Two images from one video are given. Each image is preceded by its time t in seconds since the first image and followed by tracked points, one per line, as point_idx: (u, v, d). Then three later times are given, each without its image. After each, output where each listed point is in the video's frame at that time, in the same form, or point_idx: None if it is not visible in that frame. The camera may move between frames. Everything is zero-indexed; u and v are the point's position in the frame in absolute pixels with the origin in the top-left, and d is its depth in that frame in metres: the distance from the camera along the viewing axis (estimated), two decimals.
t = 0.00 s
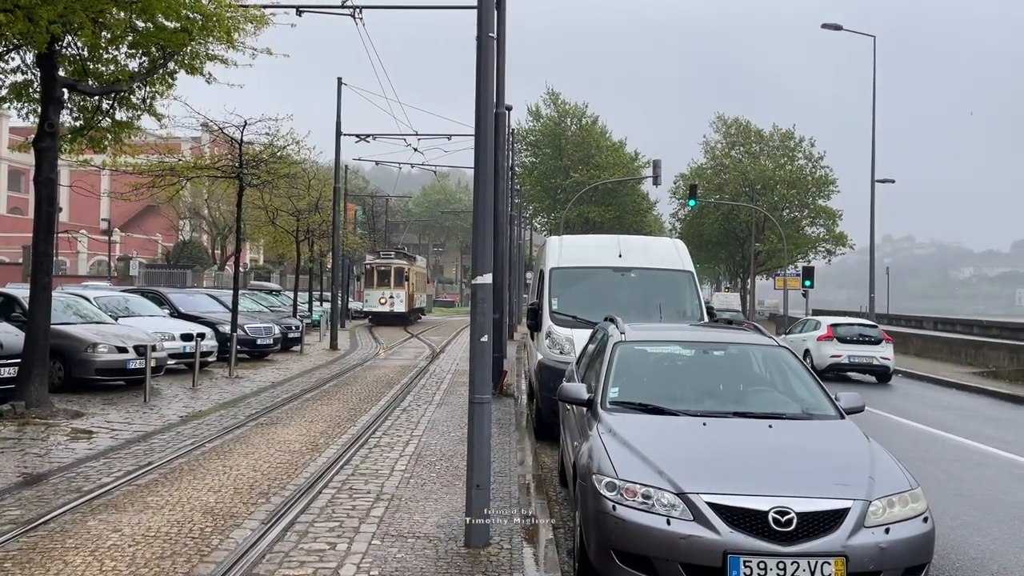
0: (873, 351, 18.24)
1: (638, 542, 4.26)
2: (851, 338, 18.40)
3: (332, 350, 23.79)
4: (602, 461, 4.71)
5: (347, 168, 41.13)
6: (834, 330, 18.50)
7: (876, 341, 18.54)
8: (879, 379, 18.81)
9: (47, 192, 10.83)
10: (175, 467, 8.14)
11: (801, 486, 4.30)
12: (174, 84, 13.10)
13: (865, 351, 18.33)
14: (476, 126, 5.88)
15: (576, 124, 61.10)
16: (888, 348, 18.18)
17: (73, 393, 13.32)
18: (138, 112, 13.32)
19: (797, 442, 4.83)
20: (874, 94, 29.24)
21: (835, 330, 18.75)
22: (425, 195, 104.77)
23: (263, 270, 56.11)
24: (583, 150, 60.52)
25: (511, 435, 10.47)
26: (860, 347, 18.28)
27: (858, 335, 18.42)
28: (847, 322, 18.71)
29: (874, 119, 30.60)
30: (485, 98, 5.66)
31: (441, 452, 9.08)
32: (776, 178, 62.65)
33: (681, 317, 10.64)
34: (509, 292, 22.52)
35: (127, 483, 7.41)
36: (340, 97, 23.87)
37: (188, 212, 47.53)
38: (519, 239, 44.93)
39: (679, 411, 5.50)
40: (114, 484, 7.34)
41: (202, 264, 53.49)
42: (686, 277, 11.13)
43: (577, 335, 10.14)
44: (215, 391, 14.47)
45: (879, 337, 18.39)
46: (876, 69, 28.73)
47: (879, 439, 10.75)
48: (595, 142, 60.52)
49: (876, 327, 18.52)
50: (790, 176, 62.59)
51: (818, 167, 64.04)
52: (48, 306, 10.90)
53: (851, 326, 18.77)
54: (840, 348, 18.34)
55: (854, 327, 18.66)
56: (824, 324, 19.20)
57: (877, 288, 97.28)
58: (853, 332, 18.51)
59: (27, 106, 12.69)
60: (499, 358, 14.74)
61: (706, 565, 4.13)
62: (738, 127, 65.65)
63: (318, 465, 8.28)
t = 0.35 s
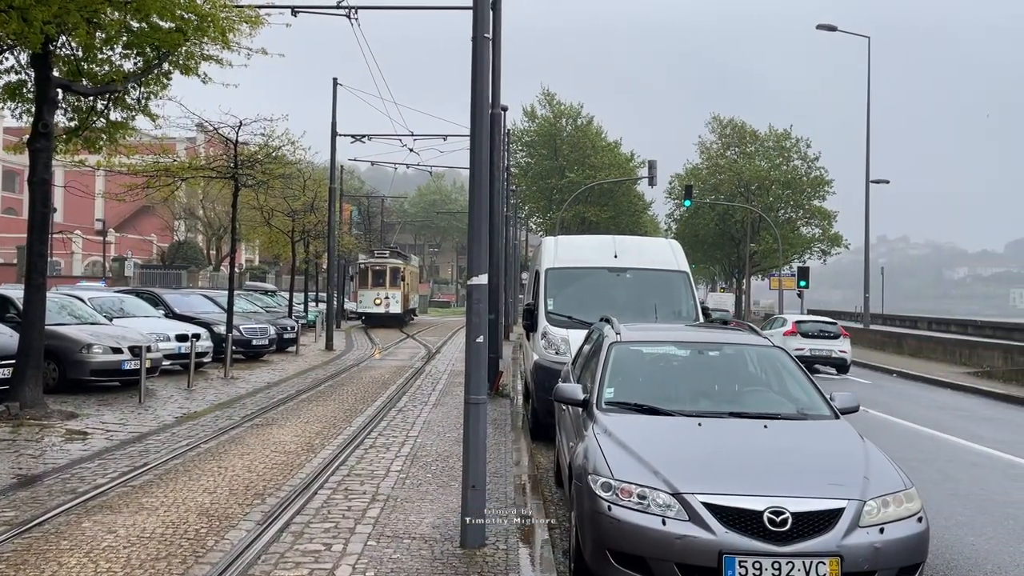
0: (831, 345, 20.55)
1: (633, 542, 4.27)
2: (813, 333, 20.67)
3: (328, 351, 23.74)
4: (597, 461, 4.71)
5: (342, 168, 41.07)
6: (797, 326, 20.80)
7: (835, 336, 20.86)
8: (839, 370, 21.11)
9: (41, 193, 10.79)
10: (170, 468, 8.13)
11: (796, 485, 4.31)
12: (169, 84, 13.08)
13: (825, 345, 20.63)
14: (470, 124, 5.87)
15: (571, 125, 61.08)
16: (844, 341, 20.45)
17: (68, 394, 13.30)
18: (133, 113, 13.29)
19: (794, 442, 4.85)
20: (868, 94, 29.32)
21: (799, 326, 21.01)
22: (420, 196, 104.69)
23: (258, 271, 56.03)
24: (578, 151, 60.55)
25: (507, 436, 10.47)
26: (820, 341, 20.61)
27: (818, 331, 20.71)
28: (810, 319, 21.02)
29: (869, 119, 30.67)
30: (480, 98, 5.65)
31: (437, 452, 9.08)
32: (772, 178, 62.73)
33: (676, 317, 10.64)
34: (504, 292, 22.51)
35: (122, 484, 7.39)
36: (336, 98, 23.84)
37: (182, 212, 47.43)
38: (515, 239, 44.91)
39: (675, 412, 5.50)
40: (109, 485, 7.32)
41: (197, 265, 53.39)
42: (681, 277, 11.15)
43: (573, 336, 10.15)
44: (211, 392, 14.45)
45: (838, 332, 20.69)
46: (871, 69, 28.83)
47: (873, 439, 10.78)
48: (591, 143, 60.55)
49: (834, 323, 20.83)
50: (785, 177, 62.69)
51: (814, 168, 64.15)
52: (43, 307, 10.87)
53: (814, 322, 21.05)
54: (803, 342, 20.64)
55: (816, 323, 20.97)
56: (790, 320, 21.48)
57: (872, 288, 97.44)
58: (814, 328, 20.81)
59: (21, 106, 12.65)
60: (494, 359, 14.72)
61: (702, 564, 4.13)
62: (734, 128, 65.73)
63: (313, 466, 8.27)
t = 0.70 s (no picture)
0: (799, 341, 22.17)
1: (631, 543, 4.27)
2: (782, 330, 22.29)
3: (324, 351, 23.70)
4: (595, 461, 4.71)
5: (339, 167, 41.00)
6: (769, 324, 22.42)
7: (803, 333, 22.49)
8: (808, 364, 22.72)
9: (37, 192, 10.77)
10: (167, 468, 8.13)
11: (793, 485, 4.31)
12: (165, 84, 13.07)
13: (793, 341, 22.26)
14: (467, 124, 5.86)
15: (569, 125, 61.04)
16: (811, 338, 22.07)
17: (64, 394, 13.28)
18: (129, 112, 13.25)
19: (791, 442, 4.85)
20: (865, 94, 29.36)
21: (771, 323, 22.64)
22: (417, 195, 104.58)
23: (254, 270, 55.94)
24: (575, 150, 60.51)
25: (503, 435, 10.48)
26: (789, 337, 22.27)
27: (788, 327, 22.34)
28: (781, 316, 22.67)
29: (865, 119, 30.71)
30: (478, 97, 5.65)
31: (434, 452, 9.08)
32: (769, 178, 62.75)
33: (674, 317, 10.64)
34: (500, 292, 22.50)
35: (118, 484, 7.39)
36: (333, 97, 23.82)
37: (179, 212, 47.34)
38: (512, 239, 44.87)
39: (672, 412, 5.50)
40: (106, 484, 7.32)
41: (193, 264, 53.29)
42: (678, 277, 11.15)
43: (570, 336, 10.15)
44: (208, 392, 14.43)
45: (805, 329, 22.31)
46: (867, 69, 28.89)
47: (870, 438, 10.80)
48: (588, 142, 60.49)
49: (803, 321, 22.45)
50: (782, 177, 62.73)
51: (811, 168, 64.16)
52: (39, 307, 10.84)
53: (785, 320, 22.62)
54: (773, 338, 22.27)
55: (786, 320, 22.59)
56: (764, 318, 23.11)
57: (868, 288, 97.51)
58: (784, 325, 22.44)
59: (17, 105, 12.61)
60: (491, 359, 14.71)
61: (699, 564, 4.13)
62: (730, 128, 65.75)
63: (310, 466, 8.26)
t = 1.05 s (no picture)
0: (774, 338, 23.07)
1: (628, 540, 4.28)
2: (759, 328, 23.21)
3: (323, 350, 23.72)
4: (592, 459, 4.72)
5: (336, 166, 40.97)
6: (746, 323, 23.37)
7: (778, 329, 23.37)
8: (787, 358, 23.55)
9: (35, 191, 10.77)
10: (165, 466, 8.13)
11: (789, 483, 4.32)
12: (163, 82, 13.07)
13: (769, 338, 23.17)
14: (465, 122, 5.87)
15: (567, 124, 61.02)
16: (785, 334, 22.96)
17: (62, 392, 13.28)
18: (127, 111, 13.25)
19: (788, 440, 4.86)
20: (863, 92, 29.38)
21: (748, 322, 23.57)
22: (416, 194, 104.55)
23: (253, 270, 55.93)
24: (574, 149, 60.49)
25: (501, 433, 10.49)
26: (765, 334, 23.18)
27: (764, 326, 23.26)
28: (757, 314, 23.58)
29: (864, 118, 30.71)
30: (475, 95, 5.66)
31: (431, 450, 9.09)
32: (767, 178, 62.77)
33: (672, 316, 10.65)
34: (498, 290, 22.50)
35: (116, 482, 7.39)
36: (331, 96, 23.80)
37: (177, 211, 47.32)
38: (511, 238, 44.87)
39: (669, 409, 5.52)
40: (104, 482, 7.32)
41: (192, 264, 53.29)
42: (676, 276, 11.16)
43: (568, 334, 10.17)
44: (206, 390, 14.43)
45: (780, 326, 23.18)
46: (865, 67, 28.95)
47: (867, 437, 10.81)
48: (587, 141, 60.45)
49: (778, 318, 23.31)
50: (780, 176, 62.76)
51: (809, 167, 64.19)
52: (37, 304, 10.84)
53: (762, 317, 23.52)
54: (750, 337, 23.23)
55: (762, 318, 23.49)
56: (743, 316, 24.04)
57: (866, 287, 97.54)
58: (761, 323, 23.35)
59: (16, 103, 12.61)
60: (489, 357, 14.72)
61: (696, 561, 4.14)
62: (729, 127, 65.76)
63: (308, 463, 8.27)
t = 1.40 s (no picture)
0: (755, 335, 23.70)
1: (615, 537, 4.32)
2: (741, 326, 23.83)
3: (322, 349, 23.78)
4: (581, 457, 4.76)
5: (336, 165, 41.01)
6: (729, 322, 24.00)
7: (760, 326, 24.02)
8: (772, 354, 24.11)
9: (33, 189, 10.80)
10: (160, 464, 8.17)
11: (775, 480, 4.36)
12: (160, 82, 13.11)
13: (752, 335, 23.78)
14: (457, 121, 5.91)
15: (567, 124, 61.06)
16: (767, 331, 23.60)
17: (59, 390, 13.32)
18: (125, 110, 13.30)
19: (774, 438, 4.90)
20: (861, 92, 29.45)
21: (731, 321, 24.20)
22: (416, 194, 104.62)
23: (253, 269, 56.00)
24: (574, 148, 60.53)
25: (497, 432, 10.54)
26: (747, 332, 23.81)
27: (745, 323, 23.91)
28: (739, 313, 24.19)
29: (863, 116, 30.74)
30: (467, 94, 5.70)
31: (426, 448, 9.14)
32: (767, 177, 62.80)
33: (667, 315, 10.68)
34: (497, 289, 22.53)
35: (111, 480, 7.43)
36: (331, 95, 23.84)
37: (178, 210, 47.38)
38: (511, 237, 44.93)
39: (659, 408, 5.55)
40: (99, 480, 7.36)
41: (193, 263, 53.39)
42: (672, 275, 11.19)
43: (563, 333, 10.21)
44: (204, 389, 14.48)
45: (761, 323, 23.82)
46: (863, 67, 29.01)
47: (860, 435, 10.86)
48: (587, 141, 60.50)
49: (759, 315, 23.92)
50: (780, 175, 62.81)
51: (809, 166, 64.24)
52: (35, 303, 10.88)
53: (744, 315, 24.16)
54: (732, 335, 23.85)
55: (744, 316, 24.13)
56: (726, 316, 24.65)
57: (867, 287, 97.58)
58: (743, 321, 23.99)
59: (14, 103, 12.66)
60: (485, 355, 14.77)
61: (682, 558, 4.18)
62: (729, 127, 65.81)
63: (302, 462, 8.31)
